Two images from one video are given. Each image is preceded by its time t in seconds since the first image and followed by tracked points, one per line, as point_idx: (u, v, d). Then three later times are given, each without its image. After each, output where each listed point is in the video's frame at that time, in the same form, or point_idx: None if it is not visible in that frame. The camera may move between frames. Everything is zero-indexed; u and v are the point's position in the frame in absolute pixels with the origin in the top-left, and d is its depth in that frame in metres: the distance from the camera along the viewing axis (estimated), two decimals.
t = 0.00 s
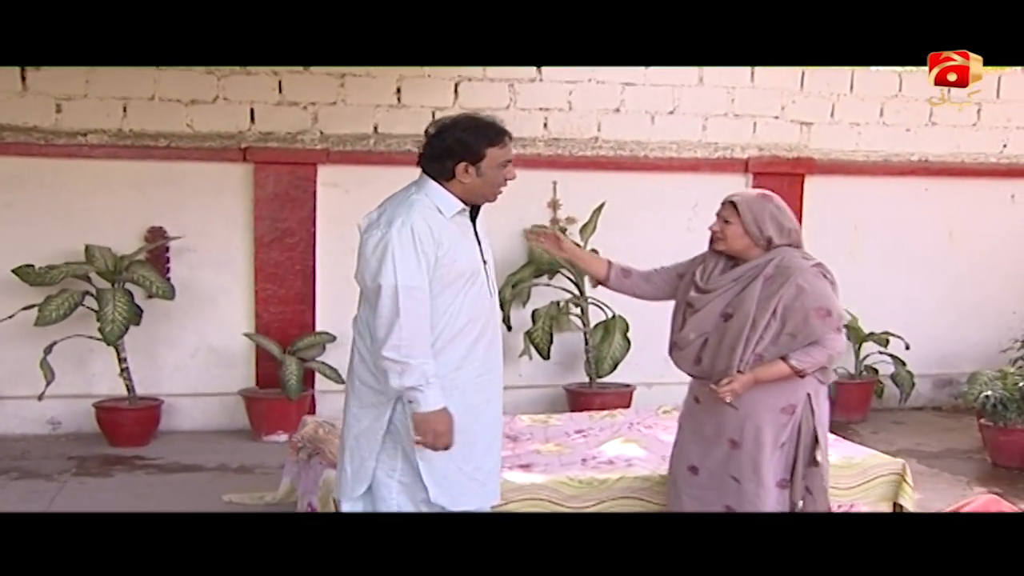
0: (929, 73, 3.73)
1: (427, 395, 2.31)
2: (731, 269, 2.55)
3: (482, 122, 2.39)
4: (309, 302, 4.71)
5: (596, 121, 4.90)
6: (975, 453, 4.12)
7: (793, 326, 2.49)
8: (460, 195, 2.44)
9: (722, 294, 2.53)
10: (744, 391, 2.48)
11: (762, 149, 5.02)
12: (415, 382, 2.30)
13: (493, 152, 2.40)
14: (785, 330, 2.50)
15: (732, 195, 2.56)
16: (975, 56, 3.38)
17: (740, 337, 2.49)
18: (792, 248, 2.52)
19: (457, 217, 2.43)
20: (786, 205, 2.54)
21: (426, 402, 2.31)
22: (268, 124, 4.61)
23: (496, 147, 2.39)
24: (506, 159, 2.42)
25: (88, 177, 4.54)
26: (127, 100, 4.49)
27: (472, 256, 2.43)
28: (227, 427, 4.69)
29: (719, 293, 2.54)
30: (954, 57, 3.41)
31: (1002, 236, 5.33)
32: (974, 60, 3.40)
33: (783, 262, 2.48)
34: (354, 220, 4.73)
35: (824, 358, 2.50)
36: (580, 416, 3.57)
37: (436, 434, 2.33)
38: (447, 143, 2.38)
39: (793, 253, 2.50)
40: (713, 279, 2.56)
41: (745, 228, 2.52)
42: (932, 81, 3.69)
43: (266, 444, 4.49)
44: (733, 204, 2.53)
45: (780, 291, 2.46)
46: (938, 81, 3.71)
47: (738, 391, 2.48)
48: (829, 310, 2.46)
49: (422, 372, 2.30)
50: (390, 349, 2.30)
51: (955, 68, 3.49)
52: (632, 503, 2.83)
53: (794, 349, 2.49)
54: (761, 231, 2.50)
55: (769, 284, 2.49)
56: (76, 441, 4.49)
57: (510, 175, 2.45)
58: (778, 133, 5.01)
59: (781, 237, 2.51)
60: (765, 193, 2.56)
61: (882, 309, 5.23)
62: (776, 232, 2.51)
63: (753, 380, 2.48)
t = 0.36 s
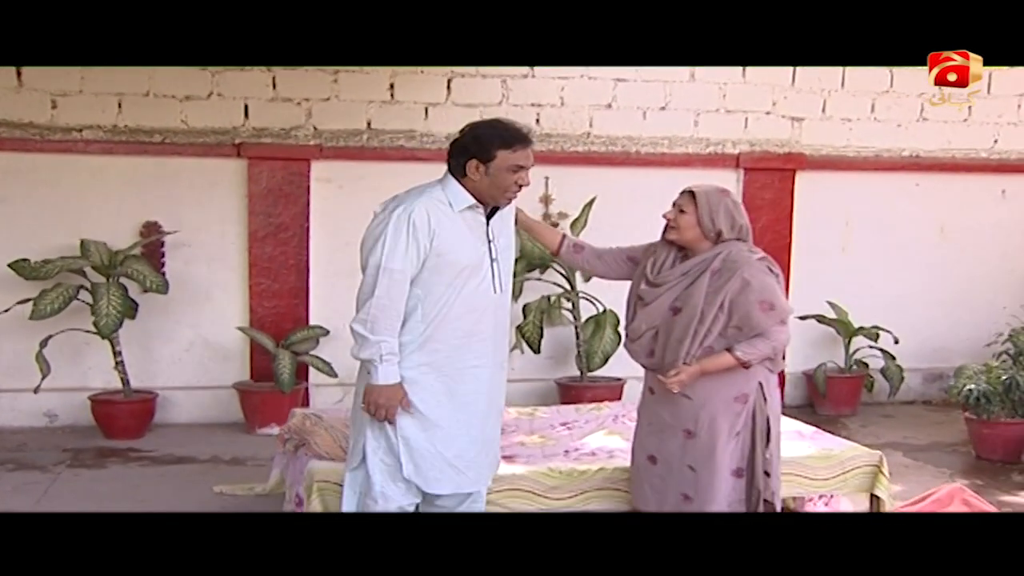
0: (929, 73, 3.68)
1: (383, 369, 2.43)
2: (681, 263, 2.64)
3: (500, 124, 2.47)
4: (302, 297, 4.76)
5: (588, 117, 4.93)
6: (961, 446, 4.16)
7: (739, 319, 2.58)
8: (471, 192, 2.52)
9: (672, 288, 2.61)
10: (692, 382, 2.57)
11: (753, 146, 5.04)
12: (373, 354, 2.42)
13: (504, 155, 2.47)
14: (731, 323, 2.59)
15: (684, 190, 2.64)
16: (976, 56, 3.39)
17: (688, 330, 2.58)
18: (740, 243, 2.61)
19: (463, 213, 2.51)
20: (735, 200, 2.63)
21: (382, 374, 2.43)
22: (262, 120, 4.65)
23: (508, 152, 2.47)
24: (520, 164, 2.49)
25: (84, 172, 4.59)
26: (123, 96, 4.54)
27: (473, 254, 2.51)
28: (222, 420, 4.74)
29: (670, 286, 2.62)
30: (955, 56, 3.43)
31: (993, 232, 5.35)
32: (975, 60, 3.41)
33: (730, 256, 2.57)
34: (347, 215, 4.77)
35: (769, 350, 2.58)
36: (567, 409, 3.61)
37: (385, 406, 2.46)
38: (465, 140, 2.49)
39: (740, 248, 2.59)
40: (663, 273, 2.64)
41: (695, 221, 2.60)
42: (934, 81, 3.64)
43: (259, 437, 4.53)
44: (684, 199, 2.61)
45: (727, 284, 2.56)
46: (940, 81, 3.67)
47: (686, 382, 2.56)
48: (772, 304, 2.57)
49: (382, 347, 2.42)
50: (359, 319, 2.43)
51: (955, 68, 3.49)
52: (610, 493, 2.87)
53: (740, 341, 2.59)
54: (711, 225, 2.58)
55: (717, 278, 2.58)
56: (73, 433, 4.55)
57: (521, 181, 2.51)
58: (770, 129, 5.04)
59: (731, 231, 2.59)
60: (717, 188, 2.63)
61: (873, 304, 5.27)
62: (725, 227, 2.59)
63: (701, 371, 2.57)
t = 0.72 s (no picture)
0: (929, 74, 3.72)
1: (382, 357, 2.50)
2: (647, 257, 2.77)
3: (489, 130, 2.49)
4: (299, 291, 4.81)
5: (583, 112, 4.96)
6: (950, 438, 4.19)
7: (701, 310, 2.69)
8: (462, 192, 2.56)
9: (637, 281, 2.75)
10: (654, 371, 2.69)
11: (747, 139, 5.08)
12: (369, 343, 2.50)
13: (488, 162, 2.48)
14: (694, 314, 2.70)
15: (649, 184, 2.75)
16: (977, 57, 3.46)
17: (651, 321, 2.70)
18: (704, 236, 2.72)
19: (451, 213, 2.54)
20: (701, 193, 2.73)
21: (384, 361, 2.51)
22: (258, 115, 4.69)
23: (493, 158, 2.47)
24: (504, 172, 2.49)
25: (83, 167, 4.64)
26: (120, 91, 4.58)
27: (464, 250, 2.56)
28: (220, 412, 4.80)
29: (635, 279, 2.75)
30: (955, 57, 3.49)
31: (987, 225, 5.37)
32: (975, 59, 3.47)
33: (693, 248, 2.69)
34: (343, 209, 4.82)
35: (731, 340, 2.68)
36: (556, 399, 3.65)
37: (393, 392, 2.53)
38: (459, 146, 2.52)
39: (703, 240, 2.70)
40: (629, 266, 2.78)
41: (662, 216, 2.72)
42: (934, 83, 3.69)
43: (256, 429, 4.59)
44: (650, 194, 2.72)
45: (689, 275, 2.68)
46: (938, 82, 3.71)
47: (648, 371, 2.69)
48: (733, 294, 2.67)
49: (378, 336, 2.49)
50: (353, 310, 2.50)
51: (955, 68, 3.56)
52: (592, 484, 2.93)
53: (703, 331, 2.70)
54: (676, 219, 2.70)
55: (679, 270, 2.70)
56: (72, 425, 4.60)
57: (504, 190, 2.51)
58: (764, 123, 5.07)
59: (696, 225, 2.72)
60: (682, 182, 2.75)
61: (866, 297, 5.30)
62: (688, 220, 2.71)
63: (662, 360, 2.69)
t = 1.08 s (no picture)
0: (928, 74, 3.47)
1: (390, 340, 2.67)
2: (634, 247, 2.82)
3: (462, 149, 2.52)
4: (304, 282, 4.85)
5: (585, 103, 4.98)
6: (948, 427, 4.21)
7: (684, 298, 2.74)
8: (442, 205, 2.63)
9: (623, 271, 2.80)
10: (636, 357, 2.75)
11: (749, 131, 5.10)
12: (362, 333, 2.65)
13: (459, 183, 2.53)
14: (678, 302, 2.75)
15: (633, 177, 2.78)
16: (977, 55, 3.24)
17: (634, 309, 2.76)
18: (687, 226, 2.76)
19: (430, 224, 2.63)
20: (684, 184, 2.78)
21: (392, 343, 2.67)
22: (263, 108, 4.74)
23: (463, 180, 2.53)
24: (476, 192, 2.54)
25: (90, 159, 4.69)
26: (126, 84, 4.64)
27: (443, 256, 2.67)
28: (226, 401, 4.85)
29: (620, 270, 2.81)
30: (954, 57, 3.27)
31: (990, 215, 5.37)
32: (975, 60, 3.26)
33: (678, 238, 2.73)
34: (347, 201, 4.86)
35: (713, 328, 2.73)
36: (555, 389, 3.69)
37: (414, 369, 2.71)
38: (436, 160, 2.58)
39: (687, 230, 2.74)
40: (615, 257, 2.83)
41: (648, 209, 2.76)
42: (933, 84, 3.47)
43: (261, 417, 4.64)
44: (632, 188, 2.77)
45: (672, 264, 2.72)
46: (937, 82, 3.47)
47: (629, 357, 2.75)
48: (715, 283, 2.71)
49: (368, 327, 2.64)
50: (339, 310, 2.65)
51: (955, 68, 3.33)
52: (586, 471, 2.99)
53: (685, 319, 2.75)
54: (661, 210, 2.75)
55: (663, 259, 2.75)
56: (81, 413, 4.67)
57: (477, 208, 2.57)
58: (767, 114, 5.09)
59: (680, 215, 2.76)
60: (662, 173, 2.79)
61: (867, 287, 5.32)
62: (672, 210, 2.75)
63: (644, 347, 2.75)
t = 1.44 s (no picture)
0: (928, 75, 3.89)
1: (366, 355, 2.72)
2: (636, 239, 2.83)
3: (447, 191, 2.50)
4: (313, 270, 4.91)
5: (593, 93, 4.99)
6: (952, 416, 4.22)
7: (690, 288, 2.76)
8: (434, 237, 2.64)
9: (627, 263, 2.81)
10: (646, 348, 2.78)
11: (757, 120, 5.11)
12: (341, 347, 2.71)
13: (444, 224, 2.52)
14: (684, 291, 2.77)
15: (612, 182, 2.80)
16: (976, 55, 3.54)
17: (641, 300, 2.77)
18: (686, 215, 2.78)
19: (423, 250, 2.65)
20: (670, 175, 2.78)
21: (371, 357, 2.72)
22: (273, 98, 4.79)
23: (447, 222, 2.51)
24: (461, 234, 2.53)
25: (101, 149, 4.75)
26: (138, 75, 4.70)
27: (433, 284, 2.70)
28: (237, 388, 4.92)
29: (625, 261, 2.82)
30: (955, 57, 3.57)
31: (1000, 204, 5.36)
32: (974, 59, 3.56)
33: (679, 228, 2.75)
34: (356, 190, 4.91)
35: (721, 316, 2.75)
36: (559, 375, 3.73)
37: (387, 386, 2.77)
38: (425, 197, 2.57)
39: (688, 219, 2.76)
40: (619, 249, 2.85)
41: (643, 205, 2.77)
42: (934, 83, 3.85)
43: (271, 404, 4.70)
44: (623, 185, 2.77)
45: (675, 254, 2.74)
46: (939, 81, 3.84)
47: (640, 348, 2.78)
48: (720, 271, 2.73)
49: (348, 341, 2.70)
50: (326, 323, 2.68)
51: (955, 69, 3.62)
52: (586, 458, 3.03)
53: (693, 308, 2.77)
54: (656, 203, 2.76)
55: (666, 249, 2.76)
56: (94, 400, 4.74)
57: (465, 246, 2.57)
58: (775, 104, 5.09)
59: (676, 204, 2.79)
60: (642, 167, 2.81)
61: (875, 276, 5.33)
62: (665, 202, 2.77)
63: (655, 337, 2.77)
